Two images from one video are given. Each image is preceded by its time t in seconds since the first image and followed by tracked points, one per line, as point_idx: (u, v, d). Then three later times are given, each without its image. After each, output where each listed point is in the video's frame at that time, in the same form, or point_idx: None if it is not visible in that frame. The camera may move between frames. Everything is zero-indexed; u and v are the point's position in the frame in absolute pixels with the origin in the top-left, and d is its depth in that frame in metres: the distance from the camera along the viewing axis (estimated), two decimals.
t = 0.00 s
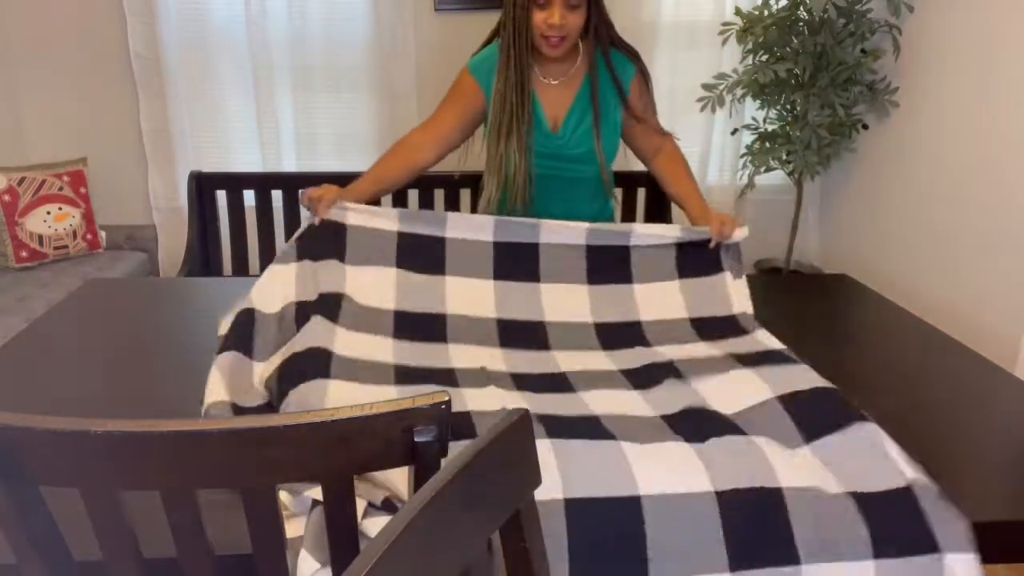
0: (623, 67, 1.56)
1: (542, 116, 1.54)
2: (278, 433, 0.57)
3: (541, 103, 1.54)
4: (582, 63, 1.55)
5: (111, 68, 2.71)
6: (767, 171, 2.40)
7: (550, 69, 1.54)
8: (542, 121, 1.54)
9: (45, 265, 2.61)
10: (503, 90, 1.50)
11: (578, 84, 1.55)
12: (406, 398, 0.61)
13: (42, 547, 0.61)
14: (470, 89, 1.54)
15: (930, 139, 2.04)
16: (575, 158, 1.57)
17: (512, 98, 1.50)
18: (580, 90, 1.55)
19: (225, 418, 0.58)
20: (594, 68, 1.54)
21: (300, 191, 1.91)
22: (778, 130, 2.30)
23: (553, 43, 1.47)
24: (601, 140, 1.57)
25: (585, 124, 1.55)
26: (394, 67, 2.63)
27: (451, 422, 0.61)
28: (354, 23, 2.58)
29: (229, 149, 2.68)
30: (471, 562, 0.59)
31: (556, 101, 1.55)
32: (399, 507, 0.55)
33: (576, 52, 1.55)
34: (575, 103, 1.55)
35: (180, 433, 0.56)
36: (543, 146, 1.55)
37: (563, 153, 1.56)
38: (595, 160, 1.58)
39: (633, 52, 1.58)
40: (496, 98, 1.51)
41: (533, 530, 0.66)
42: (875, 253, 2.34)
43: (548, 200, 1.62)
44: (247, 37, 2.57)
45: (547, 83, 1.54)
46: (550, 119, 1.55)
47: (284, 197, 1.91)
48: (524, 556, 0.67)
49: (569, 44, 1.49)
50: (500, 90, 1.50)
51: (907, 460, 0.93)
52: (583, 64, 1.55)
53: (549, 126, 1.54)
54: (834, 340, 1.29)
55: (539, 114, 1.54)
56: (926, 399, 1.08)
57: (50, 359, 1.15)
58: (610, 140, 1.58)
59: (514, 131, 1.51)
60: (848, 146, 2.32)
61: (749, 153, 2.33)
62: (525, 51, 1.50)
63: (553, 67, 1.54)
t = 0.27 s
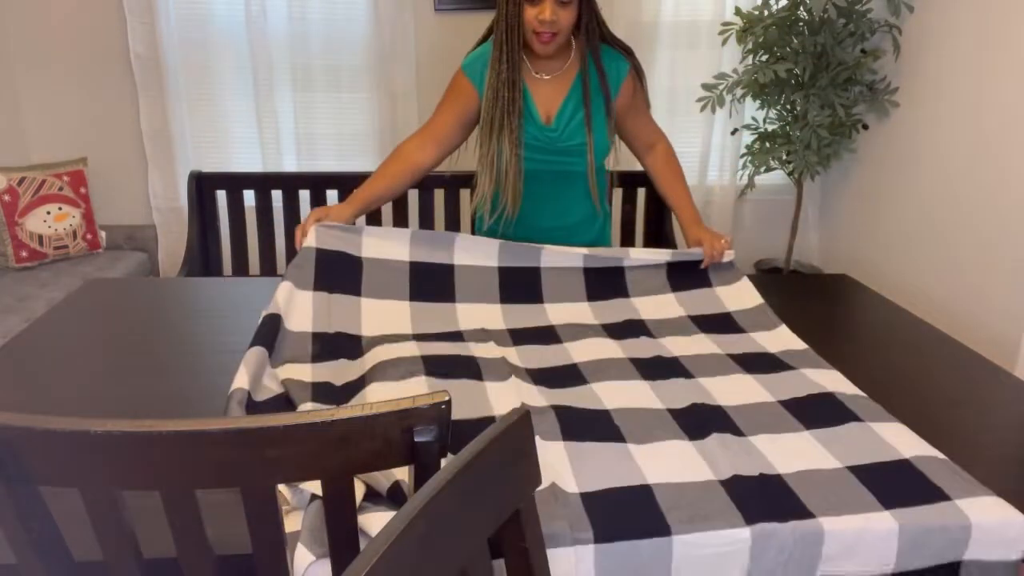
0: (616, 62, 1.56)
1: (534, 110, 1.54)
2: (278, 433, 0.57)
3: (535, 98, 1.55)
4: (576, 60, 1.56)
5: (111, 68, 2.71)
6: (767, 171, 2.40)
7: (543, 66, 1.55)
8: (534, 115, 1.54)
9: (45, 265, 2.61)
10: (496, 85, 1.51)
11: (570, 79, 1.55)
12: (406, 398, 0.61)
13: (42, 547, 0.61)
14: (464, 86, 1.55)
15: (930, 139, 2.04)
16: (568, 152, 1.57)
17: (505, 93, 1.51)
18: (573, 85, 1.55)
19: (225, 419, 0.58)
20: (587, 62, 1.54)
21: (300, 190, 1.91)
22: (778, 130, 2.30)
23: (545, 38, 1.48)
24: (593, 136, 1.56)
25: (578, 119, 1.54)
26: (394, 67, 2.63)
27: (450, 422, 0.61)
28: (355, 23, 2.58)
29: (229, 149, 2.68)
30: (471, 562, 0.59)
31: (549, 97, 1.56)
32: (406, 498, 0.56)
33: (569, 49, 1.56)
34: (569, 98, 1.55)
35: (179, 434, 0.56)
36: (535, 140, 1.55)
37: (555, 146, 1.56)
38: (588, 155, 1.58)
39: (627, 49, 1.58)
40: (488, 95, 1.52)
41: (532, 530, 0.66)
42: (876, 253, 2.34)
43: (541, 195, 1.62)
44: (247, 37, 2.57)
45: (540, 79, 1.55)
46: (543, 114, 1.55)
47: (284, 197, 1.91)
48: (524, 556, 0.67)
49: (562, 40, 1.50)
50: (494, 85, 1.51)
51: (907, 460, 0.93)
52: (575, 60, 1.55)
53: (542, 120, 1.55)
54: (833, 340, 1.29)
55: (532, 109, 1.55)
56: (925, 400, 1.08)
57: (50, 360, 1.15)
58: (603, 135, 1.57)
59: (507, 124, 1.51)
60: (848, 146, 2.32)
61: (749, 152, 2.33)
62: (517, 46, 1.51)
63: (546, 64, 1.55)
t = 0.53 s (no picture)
0: (603, 59, 1.60)
1: (522, 106, 1.57)
2: (278, 433, 0.57)
3: (521, 96, 1.58)
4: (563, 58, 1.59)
5: (111, 68, 2.71)
6: (767, 171, 2.40)
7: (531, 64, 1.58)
8: (521, 112, 1.57)
9: (45, 265, 2.61)
10: (483, 81, 1.54)
11: (557, 76, 1.59)
12: (406, 398, 0.61)
13: (42, 547, 0.61)
14: (452, 84, 1.59)
15: (931, 139, 2.04)
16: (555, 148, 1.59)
17: (491, 89, 1.54)
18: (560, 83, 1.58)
19: (225, 418, 0.58)
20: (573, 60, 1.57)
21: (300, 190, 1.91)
22: (777, 130, 2.30)
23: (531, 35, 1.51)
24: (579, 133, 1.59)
25: (564, 116, 1.57)
26: (394, 67, 2.63)
27: (451, 422, 0.61)
28: (355, 23, 2.58)
29: (229, 150, 2.68)
30: (471, 562, 0.59)
31: (536, 94, 1.59)
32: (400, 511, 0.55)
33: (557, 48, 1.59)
34: (556, 94, 1.58)
35: (179, 433, 0.56)
36: (522, 135, 1.58)
37: (541, 142, 1.59)
38: (574, 151, 1.60)
39: (614, 48, 1.61)
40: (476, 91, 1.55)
41: (533, 530, 0.66)
42: (876, 253, 2.34)
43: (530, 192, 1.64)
44: (247, 37, 2.57)
45: (527, 75, 1.59)
46: (530, 111, 1.58)
47: (284, 197, 1.91)
48: (524, 556, 0.67)
49: (549, 37, 1.54)
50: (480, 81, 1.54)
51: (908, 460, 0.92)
52: (563, 58, 1.59)
53: (529, 116, 1.57)
54: (833, 340, 1.29)
55: (519, 106, 1.57)
56: (925, 399, 1.08)
57: (50, 359, 1.15)
58: (589, 132, 1.59)
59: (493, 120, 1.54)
60: (848, 146, 2.32)
61: (749, 153, 2.33)
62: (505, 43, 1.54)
63: (534, 61, 1.59)
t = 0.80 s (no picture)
0: (597, 57, 1.61)
1: (517, 104, 1.57)
2: (278, 434, 0.57)
3: (516, 93, 1.57)
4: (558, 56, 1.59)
5: (111, 68, 2.71)
6: (767, 171, 2.40)
7: (526, 61, 1.59)
8: (517, 109, 1.57)
9: (45, 265, 2.61)
10: (479, 78, 1.53)
11: (553, 74, 1.59)
12: (406, 398, 0.61)
13: (43, 547, 0.61)
14: (446, 80, 1.58)
15: (931, 139, 2.04)
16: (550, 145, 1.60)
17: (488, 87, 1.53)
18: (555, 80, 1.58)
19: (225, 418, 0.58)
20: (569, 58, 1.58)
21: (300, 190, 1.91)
22: (777, 130, 2.30)
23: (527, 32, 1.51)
24: (575, 131, 1.59)
25: (559, 114, 1.58)
26: (394, 67, 2.63)
27: (450, 422, 0.61)
28: (355, 23, 2.58)
29: (229, 150, 2.68)
30: (471, 562, 0.59)
31: (532, 92, 1.58)
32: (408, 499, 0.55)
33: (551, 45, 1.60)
34: (551, 92, 1.58)
35: (179, 433, 0.56)
36: (517, 133, 1.59)
37: (536, 140, 1.59)
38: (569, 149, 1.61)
39: (609, 46, 1.62)
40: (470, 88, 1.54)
41: (533, 530, 0.66)
42: (876, 253, 2.34)
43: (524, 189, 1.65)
44: (247, 37, 2.57)
45: (522, 73, 1.58)
46: (526, 108, 1.58)
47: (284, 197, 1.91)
48: (524, 556, 0.67)
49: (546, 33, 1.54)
50: (476, 78, 1.54)
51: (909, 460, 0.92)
52: (559, 56, 1.59)
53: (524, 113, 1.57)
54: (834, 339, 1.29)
55: (514, 103, 1.57)
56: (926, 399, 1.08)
57: (50, 359, 1.15)
58: (585, 130, 1.60)
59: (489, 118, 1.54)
60: (848, 146, 2.32)
61: (749, 153, 2.33)
62: (501, 40, 1.54)
63: (529, 59, 1.59)
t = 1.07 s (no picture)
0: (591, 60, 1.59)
1: (517, 111, 1.57)
2: (278, 433, 0.57)
3: (515, 100, 1.57)
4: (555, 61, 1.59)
5: (111, 68, 2.71)
6: (767, 171, 2.40)
7: (522, 67, 1.58)
8: (517, 116, 1.57)
9: (45, 265, 2.61)
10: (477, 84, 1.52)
11: (550, 79, 1.59)
12: (406, 398, 0.61)
13: (43, 546, 0.61)
14: (443, 88, 1.56)
15: (931, 139, 2.04)
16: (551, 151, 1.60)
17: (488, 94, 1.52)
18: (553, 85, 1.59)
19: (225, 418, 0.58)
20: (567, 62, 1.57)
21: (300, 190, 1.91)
22: (778, 130, 2.30)
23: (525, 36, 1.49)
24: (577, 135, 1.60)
25: (559, 119, 1.58)
26: (394, 67, 2.63)
27: (450, 422, 0.61)
28: (355, 23, 2.58)
29: (229, 150, 2.68)
30: (471, 562, 0.59)
31: (530, 98, 1.59)
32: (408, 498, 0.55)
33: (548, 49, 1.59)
34: (550, 98, 1.58)
35: (179, 433, 0.56)
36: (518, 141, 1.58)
37: (536, 146, 1.59)
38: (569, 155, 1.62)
39: (604, 49, 1.62)
40: (469, 97, 1.53)
41: (533, 530, 0.66)
42: (876, 253, 2.34)
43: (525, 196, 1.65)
44: (247, 37, 2.57)
45: (520, 80, 1.58)
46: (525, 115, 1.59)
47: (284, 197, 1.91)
48: (524, 556, 0.67)
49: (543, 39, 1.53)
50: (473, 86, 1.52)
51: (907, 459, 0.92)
52: (555, 61, 1.59)
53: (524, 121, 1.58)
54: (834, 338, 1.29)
55: (514, 111, 1.57)
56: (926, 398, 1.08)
57: (49, 359, 1.15)
58: (585, 135, 1.60)
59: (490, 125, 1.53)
60: (848, 146, 2.32)
61: (749, 153, 2.33)
62: (499, 46, 1.53)
63: (526, 65, 1.58)
